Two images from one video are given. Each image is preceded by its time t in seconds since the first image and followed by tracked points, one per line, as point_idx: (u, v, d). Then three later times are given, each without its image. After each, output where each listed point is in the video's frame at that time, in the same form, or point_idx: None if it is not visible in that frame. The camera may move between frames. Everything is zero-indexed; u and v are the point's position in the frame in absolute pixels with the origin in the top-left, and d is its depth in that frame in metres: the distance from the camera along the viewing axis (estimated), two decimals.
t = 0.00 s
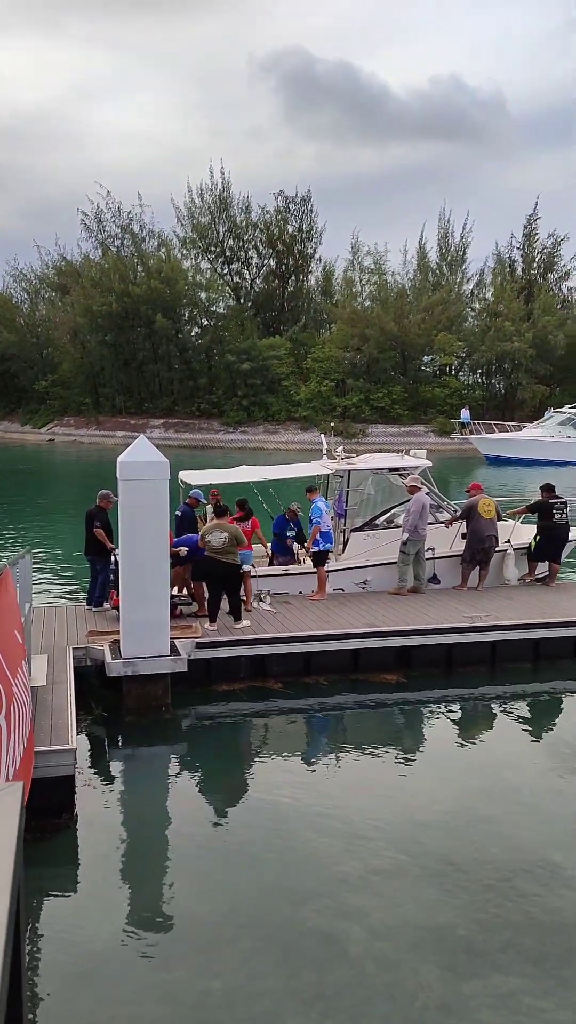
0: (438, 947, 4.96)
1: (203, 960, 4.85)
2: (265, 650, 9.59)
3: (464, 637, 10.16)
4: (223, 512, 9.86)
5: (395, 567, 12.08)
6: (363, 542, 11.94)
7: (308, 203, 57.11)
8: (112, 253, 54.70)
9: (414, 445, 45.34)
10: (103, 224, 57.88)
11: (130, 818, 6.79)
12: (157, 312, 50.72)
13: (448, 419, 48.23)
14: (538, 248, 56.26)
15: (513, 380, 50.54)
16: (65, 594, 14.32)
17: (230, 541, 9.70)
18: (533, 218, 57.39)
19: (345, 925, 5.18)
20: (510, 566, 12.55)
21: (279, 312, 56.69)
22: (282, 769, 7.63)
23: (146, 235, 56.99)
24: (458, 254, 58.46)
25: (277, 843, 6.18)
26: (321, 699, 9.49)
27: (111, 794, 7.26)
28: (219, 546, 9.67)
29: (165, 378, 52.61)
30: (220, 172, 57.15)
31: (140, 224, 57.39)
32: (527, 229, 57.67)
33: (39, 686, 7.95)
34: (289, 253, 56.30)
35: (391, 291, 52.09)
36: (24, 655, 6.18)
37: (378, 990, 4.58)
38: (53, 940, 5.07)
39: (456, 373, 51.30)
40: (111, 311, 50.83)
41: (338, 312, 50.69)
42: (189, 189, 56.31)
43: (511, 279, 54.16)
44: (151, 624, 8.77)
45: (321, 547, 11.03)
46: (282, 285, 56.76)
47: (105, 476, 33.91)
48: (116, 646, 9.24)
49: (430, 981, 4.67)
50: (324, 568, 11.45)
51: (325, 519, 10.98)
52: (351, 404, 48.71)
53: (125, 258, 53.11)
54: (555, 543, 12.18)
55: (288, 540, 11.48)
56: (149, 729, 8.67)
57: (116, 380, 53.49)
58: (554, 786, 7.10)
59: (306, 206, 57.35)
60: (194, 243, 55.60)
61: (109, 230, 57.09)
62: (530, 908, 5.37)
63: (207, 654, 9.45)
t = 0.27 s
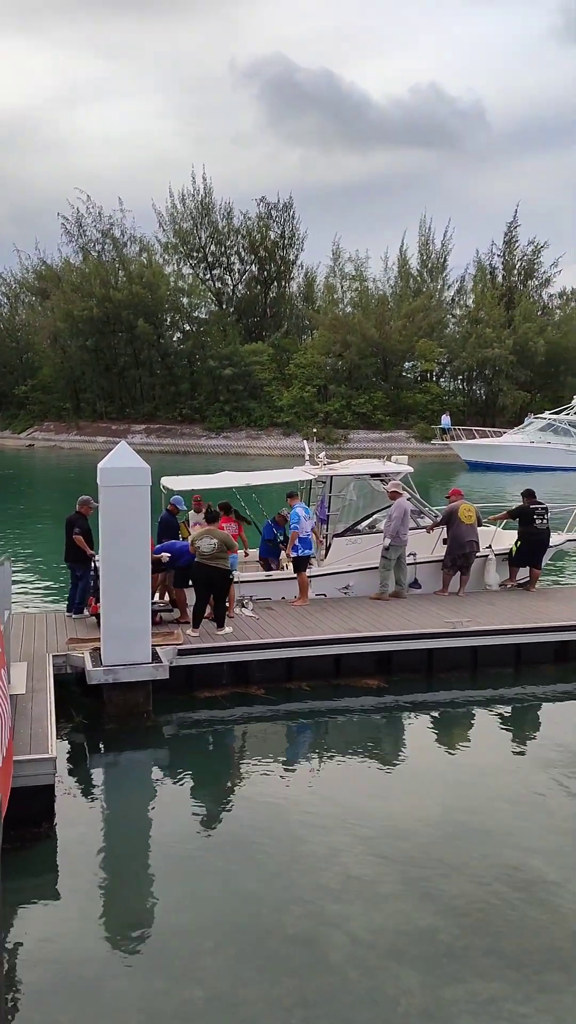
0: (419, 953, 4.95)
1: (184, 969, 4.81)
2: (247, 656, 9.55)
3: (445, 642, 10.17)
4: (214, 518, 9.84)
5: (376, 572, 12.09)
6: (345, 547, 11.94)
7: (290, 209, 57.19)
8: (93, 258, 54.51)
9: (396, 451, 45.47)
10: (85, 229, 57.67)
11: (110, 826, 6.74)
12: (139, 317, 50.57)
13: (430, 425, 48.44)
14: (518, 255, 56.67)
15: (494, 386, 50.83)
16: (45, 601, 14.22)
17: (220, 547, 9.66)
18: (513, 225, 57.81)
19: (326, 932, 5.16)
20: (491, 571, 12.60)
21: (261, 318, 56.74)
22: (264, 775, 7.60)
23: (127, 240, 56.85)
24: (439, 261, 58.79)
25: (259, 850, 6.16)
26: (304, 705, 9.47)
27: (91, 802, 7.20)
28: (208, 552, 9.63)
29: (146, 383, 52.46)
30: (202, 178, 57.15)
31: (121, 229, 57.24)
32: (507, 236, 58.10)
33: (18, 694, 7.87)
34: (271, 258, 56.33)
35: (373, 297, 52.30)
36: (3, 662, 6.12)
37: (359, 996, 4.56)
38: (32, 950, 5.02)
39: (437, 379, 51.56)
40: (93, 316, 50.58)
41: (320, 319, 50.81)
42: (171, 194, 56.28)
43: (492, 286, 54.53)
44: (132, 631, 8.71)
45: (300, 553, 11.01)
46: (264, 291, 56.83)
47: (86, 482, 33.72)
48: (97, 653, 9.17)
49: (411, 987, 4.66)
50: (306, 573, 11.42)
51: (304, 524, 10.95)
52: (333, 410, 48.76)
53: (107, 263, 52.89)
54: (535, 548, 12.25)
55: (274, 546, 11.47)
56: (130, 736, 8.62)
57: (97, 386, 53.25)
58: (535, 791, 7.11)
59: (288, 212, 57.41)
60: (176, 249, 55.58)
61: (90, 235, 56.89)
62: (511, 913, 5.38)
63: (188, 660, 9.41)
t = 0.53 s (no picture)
0: (402, 959, 4.97)
1: (167, 977, 4.81)
2: (230, 662, 9.54)
3: (428, 648, 10.21)
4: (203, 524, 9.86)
5: (359, 578, 12.12)
6: (329, 553, 11.96)
7: (272, 216, 57.27)
8: (75, 264, 54.33)
9: (379, 457, 45.60)
10: (66, 235, 57.47)
11: (93, 833, 6.72)
12: (121, 323, 50.41)
13: (412, 431, 48.65)
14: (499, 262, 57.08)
15: (475, 393, 51.11)
16: (27, 609, 14.14)
17: (210, 552, 9.68)
18: (494, 232, 58.22)
19: (308, 938, 5.17)
20: (474, 577, 12.67)
21: (244, 324, 56.80)
22: (248, 782, 7.60)
23: (109, 246, 56.72)
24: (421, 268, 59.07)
25: (243, 857, 6.16)
26: (287, 712, 9.48)
27: (74, 810, 7.17)
28: (196, 557, 9.64)
29: (129, 389, 52.34)
30: (184, 184, 57.14)
31: (103, 236, 57.09)
32: (488, 243, 58.50)
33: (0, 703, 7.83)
34: (253, 265, 56.33)
35: (355, 304, 52.50)
36: None
37: (342, 1004, 4.57)
38: (15, 958, 5.00)
39: (419, 385, 51.87)
40: (75, 321, 50.33)
41: (303, 325, 50.93)
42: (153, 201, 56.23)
43: (473, 292, 54.89)
44: (114, 638, 8.69)
45: (278, 558, 11.00)
46: (247, 297, 56.89)
47: (69, 488, 33.53)
48: (79, 660, 9.13)
49: (395, 994, 4.67)
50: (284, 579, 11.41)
51: (283, 531, 10.93)
52: (316, 416, 48.87)
53: (88, 269, 52.66)
54: (517, 554, 12.32)
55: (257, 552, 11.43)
56: (113, 743, 8.58)
57: (79, 392, 53.02)
58: (518, 796, 7.15)
59: (271, 219, 57.46)
60: (158, 255, 55.52)
61: (72, 241, 56.69)
62: (494, 919, 5.40)
63: (171, 668, 9.38)
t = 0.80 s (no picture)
0: (387, 966, 4.97)
1: (150, 987, 4.78)
2: (214, 669, 9.52)
3: (411, 654, 10.24)
4: (187, 530, 9.84)
5: (343, 584, 12.13)
6: (313, 559, 11.98)
7: (255, 222, 57.36)
8: (58, 269, 54.16)
9: (362, 463, 45.71)
10: (49, 241, 57.30)
11: (75, 842, 6.68)
12: (104, 329, 50.30)
13: (395, 437, 48.83)
14: (480, 269, 57.46)
15: (458, 399, 51.39)
16: (9, 617, 14.04)
17: (194, 558, 9.68)
18: (476, 240, 58.60)
19: (293, 946, 5.16)
20: (457, 582, 12.73)
21: (227, 330, 56.84)
22: (232, 789, 7.58)
23: (92, 252, 56.62)
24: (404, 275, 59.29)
25: (226, 865, 6.14)
26: (271, 718, 9.47)
27: (56, 819, 7.12)
28: (183, 563, 9.65)
29: (111, 395, 52.20)
30: (167, 191, 57.15)
31: (86, 241, 56.99)
32: (470, 250, 58.89)
33: None
34: (236, 271, 56.35)
35: (338, 310, 52.65)
36: None
37: (326, 1011, 4.56)
38: None
39: (402, 391, 52.10)
40: (57, 327, 50.12)
41: (286, 331, 51.02)
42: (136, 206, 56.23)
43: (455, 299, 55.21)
44: (97, 645, 8.64)
45: (257, 567, 11.06)
46: (230, 303, 56.94)
47: (51, 495, 33.35)
48: (61, 668, 9.08)
49: (379, 1000, 4.67)
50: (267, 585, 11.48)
51: (262, 540, 10.94)
52: (300, 422, 48.97)
53: (71, 274, 52.50)
54: (499, 559, 12.40)
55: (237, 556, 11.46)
56: (96, 751, 8.54)
57: (61, 398, 52.81)
58: (501, 801, 7.18)
59: (254, 225, 57.52)
60: (141, 260, 55.47)
61: (54, 246, 56.52)
62: (477, 924, 5.42)
63: (155, 675, 9.35)
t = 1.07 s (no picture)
0: (371, 973, 4.97)
1: (134, 996, 4.75)
2: (198, 676, 9.50)
3: (396, 660, 10.26)
4: (168, 537, 9.81)
5: (327, 591, 12.14)
6: (297, 566, 11.97)
7: (239, 229, 57.39)
8: (40, 275, 53.96)
9: (346, 469, 45.80)
10: (31, 246, 57.07)
11: (59, 852, 6.63)
12: (87, 336, 50.13)
13: (378, 443, 48.98)
14: (463, 277, 57.81)
15: (441, 405, 51.62)
16: None
17: (176, 565, 9.65)
18: (458, 247, 58.97)
19: (277, 954, 5.14)
20: (441, 588, 12.78)
21: (211, 337, 56.83)
22: (217, 796, 7.56)
23: (75, 258, 56.48)
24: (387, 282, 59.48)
25: (211, 873, 6.12)
26: (255, 725, 9.45)
27: (39, 828, 7.07)
28: (164, 570, 9.59)
29: (95, 402, 52.02)
30: (151, 197, 57.13)
31: (69, 247, 56.84)
32: (453, 258, 59.24)
33: None
34: (220, 277, 56.31)
35: (321, 317, 52.77)
36: None
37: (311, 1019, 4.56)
38: None
39: (385, 398, 52.30)
40: (40, 334, 49.88)
41: (269, 338, 51.09)
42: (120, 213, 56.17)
43: (438, 307, 55.50)
44: (80, 653, 8.60)
45: (236, 574, 10.98)
46: (214, 310, 56.92)
47: (34, 502, 33.13)
48: (44, 676, 9.03)
49: (364, 1007, 4.66)
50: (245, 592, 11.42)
51: (237, 546, 10.89)
52: (284, 429, 49.03)
53: (54, 280, 52.32)
54: (482, 566, 12.45)
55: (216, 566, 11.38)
56: (80, 760, 8.50)
57: (44, 404, 52.56)
58: (485, 806, 7.20)
59: (237, 232, 57.54)
60: (124, 267, 55.37)
61: (37, 252, 56.30)
62: (461, 929, 5.43)
63: (139, 683, 9.31)
